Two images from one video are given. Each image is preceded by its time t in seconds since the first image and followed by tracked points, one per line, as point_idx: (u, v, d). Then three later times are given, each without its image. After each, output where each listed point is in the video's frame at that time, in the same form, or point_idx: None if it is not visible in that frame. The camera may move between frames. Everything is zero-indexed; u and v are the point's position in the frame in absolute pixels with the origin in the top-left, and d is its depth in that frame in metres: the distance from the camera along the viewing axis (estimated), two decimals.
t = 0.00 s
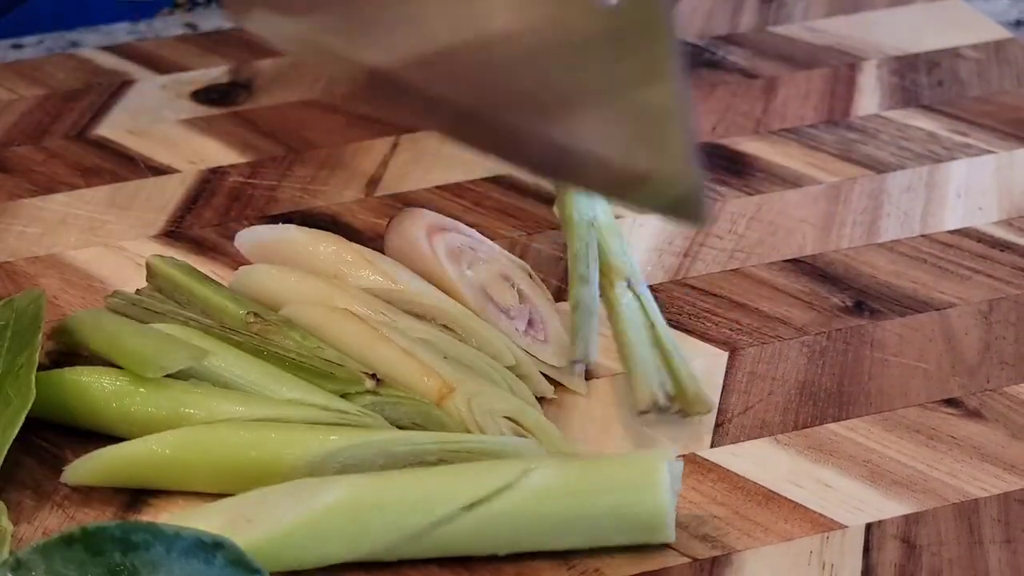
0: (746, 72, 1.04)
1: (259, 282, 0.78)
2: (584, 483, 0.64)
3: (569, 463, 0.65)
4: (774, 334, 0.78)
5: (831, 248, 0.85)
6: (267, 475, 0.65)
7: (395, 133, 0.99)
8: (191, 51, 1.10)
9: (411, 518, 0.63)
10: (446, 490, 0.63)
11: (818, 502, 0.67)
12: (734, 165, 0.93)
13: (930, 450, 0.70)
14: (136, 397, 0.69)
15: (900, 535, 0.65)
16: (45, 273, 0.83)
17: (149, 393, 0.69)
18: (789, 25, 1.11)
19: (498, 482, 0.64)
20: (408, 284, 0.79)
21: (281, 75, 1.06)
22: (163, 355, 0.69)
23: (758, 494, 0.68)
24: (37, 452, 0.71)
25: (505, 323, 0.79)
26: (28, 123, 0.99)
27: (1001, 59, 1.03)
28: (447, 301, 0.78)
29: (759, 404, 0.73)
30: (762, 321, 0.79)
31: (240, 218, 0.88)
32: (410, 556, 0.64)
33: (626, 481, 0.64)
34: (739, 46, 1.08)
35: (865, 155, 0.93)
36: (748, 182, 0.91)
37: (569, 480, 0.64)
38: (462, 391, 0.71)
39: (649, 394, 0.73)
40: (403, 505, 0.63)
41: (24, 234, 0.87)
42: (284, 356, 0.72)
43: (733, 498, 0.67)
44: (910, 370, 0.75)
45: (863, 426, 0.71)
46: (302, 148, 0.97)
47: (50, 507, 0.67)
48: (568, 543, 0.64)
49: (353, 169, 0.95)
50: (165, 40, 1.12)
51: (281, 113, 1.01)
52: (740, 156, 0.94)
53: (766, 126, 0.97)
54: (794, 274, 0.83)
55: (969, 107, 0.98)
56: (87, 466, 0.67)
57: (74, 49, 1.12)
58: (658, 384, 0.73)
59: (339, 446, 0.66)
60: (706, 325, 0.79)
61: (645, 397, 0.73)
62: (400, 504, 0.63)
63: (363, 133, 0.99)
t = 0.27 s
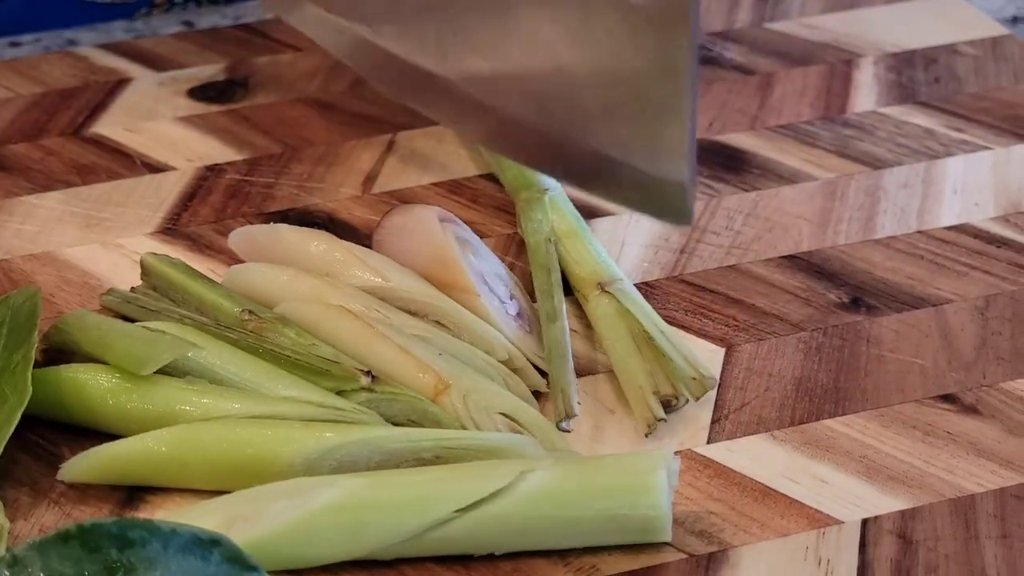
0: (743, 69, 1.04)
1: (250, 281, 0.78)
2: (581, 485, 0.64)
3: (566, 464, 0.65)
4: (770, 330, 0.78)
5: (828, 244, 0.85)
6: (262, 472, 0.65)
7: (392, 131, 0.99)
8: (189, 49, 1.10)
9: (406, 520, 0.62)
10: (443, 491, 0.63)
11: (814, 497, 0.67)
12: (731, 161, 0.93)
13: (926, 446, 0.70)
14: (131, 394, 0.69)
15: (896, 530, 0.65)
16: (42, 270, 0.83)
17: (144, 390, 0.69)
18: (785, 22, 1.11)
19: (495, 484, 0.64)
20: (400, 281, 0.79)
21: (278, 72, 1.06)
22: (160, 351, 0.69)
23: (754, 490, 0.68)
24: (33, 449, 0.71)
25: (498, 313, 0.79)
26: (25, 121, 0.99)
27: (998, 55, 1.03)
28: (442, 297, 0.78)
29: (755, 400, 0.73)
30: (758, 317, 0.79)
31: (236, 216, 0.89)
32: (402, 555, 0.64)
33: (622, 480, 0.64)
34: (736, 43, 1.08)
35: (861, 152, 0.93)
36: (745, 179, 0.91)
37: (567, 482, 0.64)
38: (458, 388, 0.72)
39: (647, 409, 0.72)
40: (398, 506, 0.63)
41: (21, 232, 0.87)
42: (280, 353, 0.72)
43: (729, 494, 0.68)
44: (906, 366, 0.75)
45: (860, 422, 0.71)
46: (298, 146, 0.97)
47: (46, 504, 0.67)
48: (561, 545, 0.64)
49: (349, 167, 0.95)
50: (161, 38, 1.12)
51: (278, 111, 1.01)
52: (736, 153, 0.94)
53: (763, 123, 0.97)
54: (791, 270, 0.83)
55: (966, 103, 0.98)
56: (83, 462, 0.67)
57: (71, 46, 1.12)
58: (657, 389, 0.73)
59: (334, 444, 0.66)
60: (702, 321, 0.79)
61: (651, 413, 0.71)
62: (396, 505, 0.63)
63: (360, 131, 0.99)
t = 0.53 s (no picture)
0: (742, 69, 1.04)
1: (250, 280, 0.78)
2: (580, 485, 0.64)
3: (565, 464, 0.65)
4: (769, 330, 0.78)
5: (827, 244, 0.85)
6: (260, 472, 0.66)
7: (391, 131, 0.99)
8: (188, 48, 1.10)
9: (405, 520, 0.63)
10: (443, 492, 0.63)
11: (812, 497, 0.67)
12: (729, 161, 0.93)
13: (924, 446, 0.70)
14: (130, 393, 0.69)
15: (894, 530, 0.65)
16: (41, 269, 0.83)
17: (144, 390, 0.69)
18: (784, 21, 1.11)
19: (495, 485, 0.64)
20: (399, 281, 0.79)
21: (277, 71, 1.06)
22: (161, 350, 0.69)
23: (753, 490, 0.68)
24: (32, 448, 0.71)
25: (498, 312, 0.79)
26: (24, 120, 0.99)
27: (996, 55, 1.04)
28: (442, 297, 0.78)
29: (754, 400, 0.73)
30: (757, 317, 0.79)
31: (236, 215, 0.89)
32: (400, 555, 0.64)
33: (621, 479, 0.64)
34: (735, 42, 1.08)
35: (860, 151, 0.93)
36: (743, 178, 0.91)
37: (566, 483, 0.64)
38: (457, 388, 0.72)
39: (676, 406, 0.72)
40: (398, 507, 0.63)
41: (20, 231, 0.87)
42: (279, 353, 0.72)
43: (728, 494, 0.68)
44: (905, 366, 0.75)
45: (858, 423, 0.71)
46: (298, 146, 0.97)
47: (46, 504, 0.67)
48: (559, 545, 0.64)
49: (349, 167, 0.95)
50: (160, 37, 1.12)
51: (277, 110, 1.01)
52: (735, 153, 0.94)
53: (761, 122, 0.97)
54: (789, 270, 0.83)
55: (964, 103, 0.98)
56: (81, 462, 0.67)
57: (70, 46, 1.13)
58: (684, 384, 0.73)
59: (333, 444, 0.66)
60: (702, 320, 0.79)
61: (680, 410, 0.72)
62: (395, 506, 0.63)
63: (359, 131, 0.99)
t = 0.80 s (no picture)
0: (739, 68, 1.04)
1: (247, 280, 0.78)
2: (577, 485, 0.65)
3: (563, 465, 0.65)
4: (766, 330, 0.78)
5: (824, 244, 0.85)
6: (257, 472, 0.66)
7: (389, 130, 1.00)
8: (185, 47, 1.10)
9: (403, 520, 0.63)
10: (440, 492, 0.64)
11: (809, 497, 0.67)
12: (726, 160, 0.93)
13: (921, 445, 0.70)
14: (128, 393, 0.69)
15: (891, 530, 0.65)
16: (38, 269, 0.83)
17: (142, 389, 0.69)
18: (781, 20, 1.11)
19: (492, 484, 0.64)
20: (396, 281, 0.79)
21: (274, 70, 1.06)
22: (159, 350, 0.69)
23: (750, 490, 0.68)
24: (30, 448, 0.71)
25: (494, 311, 0.79)
26: (22, 120, 0.99)
27: (993, 53, 1.04)
28: (439, 296, 0.79)
29: (751, 399, 0.73)
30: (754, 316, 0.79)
31: (233, 215, 0.89)
32: (398, 555, 0.64)
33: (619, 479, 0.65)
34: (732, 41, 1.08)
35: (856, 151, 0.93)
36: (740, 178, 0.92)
37: (563, 482, 0.65)
38: (453, 387, 0.72)
39: (679, 391, 0.73)
40: (395, 507, 0.63)
41: (18, 231, 0.87)
42: (276, 353, 0.72)
43: (725, 493, 0.68)
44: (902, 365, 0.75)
45: (855, 422, 0.72)
46: (295, 145, 0.97)
47: (43, 504, 0.67)
48: (557, 544, 0.64)
49: (346, 166, 0.95)
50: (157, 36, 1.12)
51: (274, 110, 1.01)
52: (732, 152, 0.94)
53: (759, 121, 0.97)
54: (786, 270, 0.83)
55: (961, 102, 0.98)
56: (79, 461, 0.67)
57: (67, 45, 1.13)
58: (685, 367, 0.74)
59: (330, 443, 0.66)
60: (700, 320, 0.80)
61: (682, 392, 0.73)
62: (392, 506, 0.63)
63: (357, 130, 0.99)
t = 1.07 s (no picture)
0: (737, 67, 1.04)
1: (245, 279, 0.78)
2: (575, 484, 0.65)
3: (560, 464, 0.65)
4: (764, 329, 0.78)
5: (821, 243, 0.85)
6: (255, 471, 0.66)
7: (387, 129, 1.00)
8: (183, 46, 1.10)
9: (401, 519, 0.63)
10: (439, 491, 0.64)
11: (807, 496, 0.67)
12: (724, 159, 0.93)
13: (919, 444, 0.70)
14: (126, 392, 0.69)
15: (889, 529, 0.65)
16: (36, 267, 0.83)
17: (140, 388, 0.69)
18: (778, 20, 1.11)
19: (490, 484, 0.64)
20: (395, 280, 0.79)
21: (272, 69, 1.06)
22: (156, 350, 0.69)
23: (748, 489, 0.68)
24: (28, 447, 0.71)
25: (493, 310, 0.79)
26: (19, 119, 0.99)
27: (990, 53, 1.04)
28: (438, 295, 0.79)
29: (750, 399, 0.74)
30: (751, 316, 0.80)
31: (231, 214, 0.89)
32: (396, 554, 0.64)
33: (616, 478, 0.65)
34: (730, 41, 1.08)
35: (854, 150, 0.93)
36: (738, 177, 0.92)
37: (561, 482, 0.65)
38: (452, 386, 0.72)
39: (647, 408, 0.72)
40: (393, 506, 0.63)
41: (16, 229, 0.87)
42: (274, 352, 0.72)
43: (723, 492, 0.68)
44: (899, 365, 0.75)
45: (853, 421, 0.72)
46: (293, 144, 0.97)
47: (41, 503, 0.67)
48: (555, 544, 0.64)
49: (345, 165, 0.95)
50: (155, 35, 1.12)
51: (272, 109, 1.02)
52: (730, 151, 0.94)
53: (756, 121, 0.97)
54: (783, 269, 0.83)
55: (958, 101, 0.98)
56: (77, 460, 0.67)
57: (65, 43, 1.12)
58: (652, 379, 0.73)
59: (328, 443, 0.66)
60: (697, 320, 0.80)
61: (648, 407, 0.72)
62: (390, 505, 0.63)
63: (354, 129, 0.99)
